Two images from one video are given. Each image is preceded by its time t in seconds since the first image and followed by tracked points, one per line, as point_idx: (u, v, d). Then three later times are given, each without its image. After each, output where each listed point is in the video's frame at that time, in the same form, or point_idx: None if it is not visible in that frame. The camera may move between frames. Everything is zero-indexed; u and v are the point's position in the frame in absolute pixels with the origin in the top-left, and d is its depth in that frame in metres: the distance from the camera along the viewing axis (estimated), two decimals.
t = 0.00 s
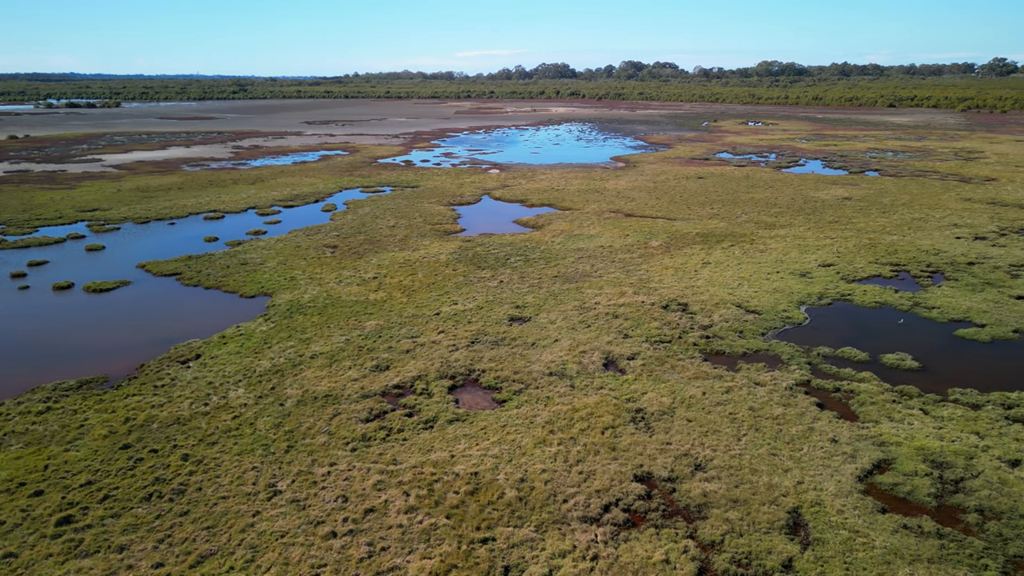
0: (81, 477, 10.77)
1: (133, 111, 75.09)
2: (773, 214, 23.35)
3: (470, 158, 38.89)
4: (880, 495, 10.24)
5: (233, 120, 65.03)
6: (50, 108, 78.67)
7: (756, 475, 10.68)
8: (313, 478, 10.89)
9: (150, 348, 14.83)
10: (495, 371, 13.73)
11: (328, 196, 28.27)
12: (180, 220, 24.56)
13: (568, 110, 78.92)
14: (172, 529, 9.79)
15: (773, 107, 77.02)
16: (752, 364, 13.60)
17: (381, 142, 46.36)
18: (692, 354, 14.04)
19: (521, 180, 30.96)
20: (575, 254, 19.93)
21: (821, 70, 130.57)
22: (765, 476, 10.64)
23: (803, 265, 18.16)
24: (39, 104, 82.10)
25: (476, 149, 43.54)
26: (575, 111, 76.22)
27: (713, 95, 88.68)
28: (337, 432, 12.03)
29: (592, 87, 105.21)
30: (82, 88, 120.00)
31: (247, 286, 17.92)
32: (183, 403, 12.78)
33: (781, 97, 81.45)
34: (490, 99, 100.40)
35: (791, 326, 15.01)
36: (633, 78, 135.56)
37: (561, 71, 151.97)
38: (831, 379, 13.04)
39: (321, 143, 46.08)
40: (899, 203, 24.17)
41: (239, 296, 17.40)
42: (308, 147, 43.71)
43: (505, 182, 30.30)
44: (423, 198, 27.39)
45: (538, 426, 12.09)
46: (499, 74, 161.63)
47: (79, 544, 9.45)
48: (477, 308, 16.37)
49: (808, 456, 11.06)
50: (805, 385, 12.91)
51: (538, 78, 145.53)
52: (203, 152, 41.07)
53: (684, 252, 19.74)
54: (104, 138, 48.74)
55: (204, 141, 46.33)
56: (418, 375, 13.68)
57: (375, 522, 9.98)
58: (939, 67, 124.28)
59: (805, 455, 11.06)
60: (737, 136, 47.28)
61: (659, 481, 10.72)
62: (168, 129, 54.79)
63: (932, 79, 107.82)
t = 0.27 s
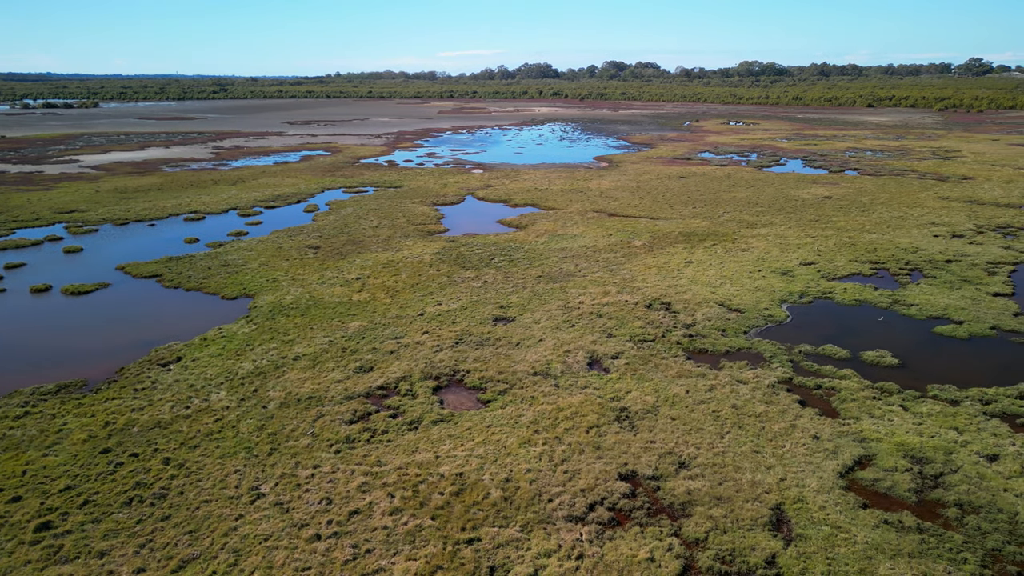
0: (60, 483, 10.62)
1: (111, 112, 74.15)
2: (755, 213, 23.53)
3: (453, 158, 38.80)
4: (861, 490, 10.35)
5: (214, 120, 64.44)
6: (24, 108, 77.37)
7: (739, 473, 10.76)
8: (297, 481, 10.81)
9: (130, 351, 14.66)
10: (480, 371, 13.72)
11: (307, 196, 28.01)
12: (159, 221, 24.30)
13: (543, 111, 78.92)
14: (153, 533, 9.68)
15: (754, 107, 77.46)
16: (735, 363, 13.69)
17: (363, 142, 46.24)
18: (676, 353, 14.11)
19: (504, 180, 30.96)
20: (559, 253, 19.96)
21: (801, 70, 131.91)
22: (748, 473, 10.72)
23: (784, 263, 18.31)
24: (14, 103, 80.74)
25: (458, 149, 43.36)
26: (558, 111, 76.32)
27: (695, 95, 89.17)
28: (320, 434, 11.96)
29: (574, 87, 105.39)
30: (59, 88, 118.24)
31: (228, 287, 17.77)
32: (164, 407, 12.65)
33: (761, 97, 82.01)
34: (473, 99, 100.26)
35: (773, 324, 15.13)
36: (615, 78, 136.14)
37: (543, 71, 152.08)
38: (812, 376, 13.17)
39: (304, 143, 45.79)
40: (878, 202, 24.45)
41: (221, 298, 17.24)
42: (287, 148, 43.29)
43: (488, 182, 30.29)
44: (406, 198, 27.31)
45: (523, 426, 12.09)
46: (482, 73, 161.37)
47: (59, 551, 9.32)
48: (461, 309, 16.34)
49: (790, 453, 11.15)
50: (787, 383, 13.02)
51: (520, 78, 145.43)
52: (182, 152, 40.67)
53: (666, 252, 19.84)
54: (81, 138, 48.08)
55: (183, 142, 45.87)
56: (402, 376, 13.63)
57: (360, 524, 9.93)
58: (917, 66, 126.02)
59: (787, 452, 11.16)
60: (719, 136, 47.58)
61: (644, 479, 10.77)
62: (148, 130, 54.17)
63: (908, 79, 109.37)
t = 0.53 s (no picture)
0: (38, 489, 10.46)
1: (87, 112, 73.09)
2: (736, 213, 23.70)
3: (436, 158, 38.69)
4: (843, 486, 10.46)
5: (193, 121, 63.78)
6: None
7: (722, 470, 10.82)
8: (279, 484, 10.73)
9: (109, 355, 14.47)
10: (464, 371, 13.70)
11: (288, 197, 27.79)
12: (138, 223, 24.02)
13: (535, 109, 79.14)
14: (134, 539, 9.57)
15: (734, 107, 77.88)
16: (717, 361, 13.78)
17: (345, 143, 46.10)
18: (659, 352, 14.17)
19: (487, 180, 30.93)
20: (542, 253, 19.98)
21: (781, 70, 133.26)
22: (731, 471, 10.79)
23: (765, 262, 18.46)
24: None
25: (440, 149, 43.20)
26: (541, 111, 76.40)
27: (676, 95, 89.65)
28: (303, 437, 11.87)
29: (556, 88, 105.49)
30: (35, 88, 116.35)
31: (208, 289, 17.60)
32: (144, 410, 12.51)
33: (741, 98, 82.57)
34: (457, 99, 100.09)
35: (754, 322, 15.25)
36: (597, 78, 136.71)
37: (525, 71, 151.88)
38: (793, 373, 13.28)
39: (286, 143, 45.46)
40: (856, 201, 24.73)
41: (201, 300, 17.07)
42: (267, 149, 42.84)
43: (471, 183, 30.28)
44: (388, 198, 27.23)
45: (507, 426, 12.09)
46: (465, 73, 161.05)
47: (37, 558, 9.18)
48: (445, 309, 16.30)
49: (772, 450, 11.24)
50: (769, 380, 13.12)
51: (503, 78, 145.17)
52: (161, 153, 40.19)
53: (649, 251, 19.93)
54: (57, 139, 47.36)
55: (162, 143, 45.29)
56: (385, 377, 13.57)
57: (344, 526, 9.87)
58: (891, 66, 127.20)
59: (770, 449, 11.24)
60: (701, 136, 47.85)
61: (628, 478, 10.80)
62: (126, 130, 53.50)
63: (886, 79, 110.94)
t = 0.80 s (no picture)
0: (14, 495, 10.29)
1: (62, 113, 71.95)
2: (717, 212, 23.87)
3: (418, 158, 38.57)
4: (824, 482, 10.57)
5: (172, 121, 63.04)
6: None
7: (705, 468, 10.90)
8: (262, 487, 10.64)
9: (87, 358, 14.28)
10: (448, 372, 13.67)
11: (269, 198, 27.55)
12: (116, 225, 23.71)
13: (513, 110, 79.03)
14: (113, 545, 9.44)
15: (714, 107, 78.42)
16: (699, 359, 13.87)
17: (326, 142, 46.00)
18: (641, 351, 14.23)
19: (469, 180, 30.91)
20: (525, 254, 19.99)
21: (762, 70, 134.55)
22: (713, 468, 10.86)
23: (746, 261, 18.61)
24: None
25: (423, 149, 43.03)
26: (523, 111, 76.47)
27: (657, 95, 90.11)
28: (286, 440, 11.79)
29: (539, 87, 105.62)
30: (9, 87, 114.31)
31: (188, 291, 17.42)
32: (123, 414, 12.36)
33: (721, 98, 83.11)
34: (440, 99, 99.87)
35: (736, 321, 15.36)
36: (579, 78, 137.30)
37: (507, 71, 151.93)
38: (774, 371, 13.40)
39: (268, 144, 45.12)
40: (835, 200, 25.01)
41: (181, 303, 16.90)
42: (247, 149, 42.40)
43: (453, 183, 30.24)
44: (370, 199, 27.11)
45: (491, 427, 12.08)
46: (443, 74, 160.50)
47: (14, 565, 9.04)
48: (428, 310, 16.27)
49: (754, 447, 11.33)
50: (750, 378, 13.23)
51: (483, 78, 144.69)
52: (139, 154, 39.70)
53: (631, 251, 20.01)
54: (32, 139, 46.64)
55: (140, 143, 44.69)
56: (368, 379, 13.51)
57: (327, 529, 9.82)
58: (869, 66, 128.93)
59: (752, 447, 11.33)
60: (683, 135, 48.12)
61: (612, 477, 10.84)
62: (104, 131, 52.78)
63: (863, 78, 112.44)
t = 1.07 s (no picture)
0: None
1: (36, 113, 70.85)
2: (698, 211, 24.02)
3: (400, 159, 38.44)
4: (805, 479, 10.67)
5: (150, 121, 62.30)
6: None
7: (687, 466, 10.96)
8: (243, 491, 10.54)
9: (63, 363, 14.07)
10: (431, 373, 13.63)
11: (249, 199, 27.28)
12: (92, 227, 23.39)
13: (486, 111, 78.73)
14: (92, 551, 9.31)
15: (695, 107, 78.90)
16: (681, 358, 13.94)
17: (306, 142, 45.95)
18: (624, 350, 14.28)
19: (451, 180, 30.86)
20: (507, 254, 19.99)
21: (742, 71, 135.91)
22: (696, 466, 10.92)
23: (727, 260, 18.74)
24: None
25: (404, 149, 42.89)
26: (505, 111, 76.53)
27: (638, 95, 90.58)
28: (268, 443, 11.69)
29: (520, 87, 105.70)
30: None
31: (167, 294, 17.23)
32: (101, 419, 12.19)
33: (701, 98, 83.62)
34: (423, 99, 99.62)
35: (717, 319, 15.46)
36: (560, 79, 137.78)
37: (489, 71, 151.92)
38: (755, 369, 13.50)
39: (249, 144, 44.74)
40: (814, 199, 25.27)
41: (159, 305, 16.71)
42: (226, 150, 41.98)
43: (435, 183, 30.18)
44: (352, 199, 26.98)
45: (474, 427, 12.06)
46: (426, 74, 160.18)
47: None
48: (410, 311, 16.21)
49: (736, 445, 11.42)
50: (732, 376, 13.32)
51: (465, 78, 144.64)
52: (116, 155, 39.18)
53: (613, 250, 20.09)
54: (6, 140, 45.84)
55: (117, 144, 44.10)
56: (351, 380, 13.44)
57: (310, 532, 9.75)
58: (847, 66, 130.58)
59: (733, 445, 11.41)
60: (664, 135, 48.35)
61: (595, 476, 10.86)
62: (80, 131, 52.03)
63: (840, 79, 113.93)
